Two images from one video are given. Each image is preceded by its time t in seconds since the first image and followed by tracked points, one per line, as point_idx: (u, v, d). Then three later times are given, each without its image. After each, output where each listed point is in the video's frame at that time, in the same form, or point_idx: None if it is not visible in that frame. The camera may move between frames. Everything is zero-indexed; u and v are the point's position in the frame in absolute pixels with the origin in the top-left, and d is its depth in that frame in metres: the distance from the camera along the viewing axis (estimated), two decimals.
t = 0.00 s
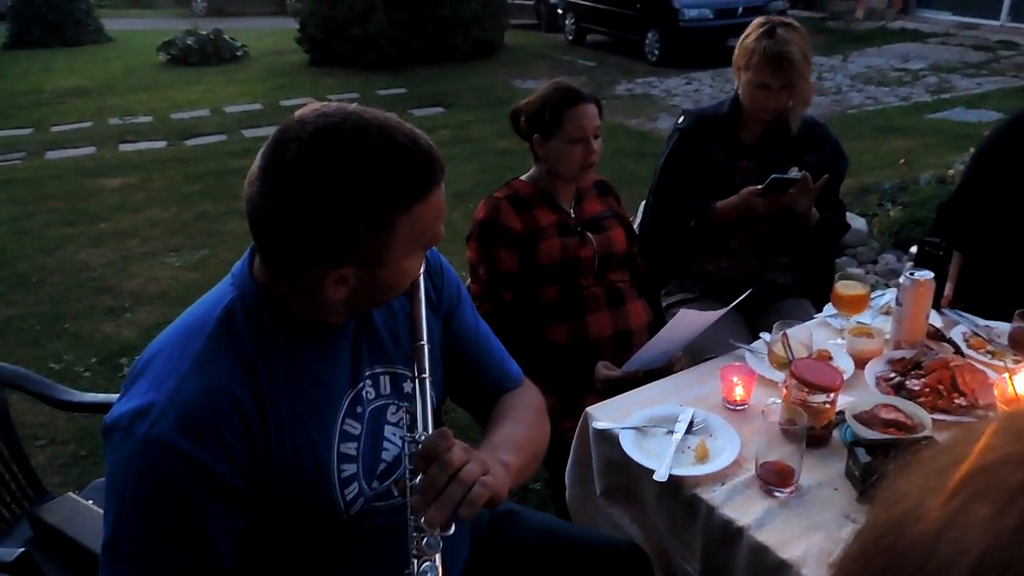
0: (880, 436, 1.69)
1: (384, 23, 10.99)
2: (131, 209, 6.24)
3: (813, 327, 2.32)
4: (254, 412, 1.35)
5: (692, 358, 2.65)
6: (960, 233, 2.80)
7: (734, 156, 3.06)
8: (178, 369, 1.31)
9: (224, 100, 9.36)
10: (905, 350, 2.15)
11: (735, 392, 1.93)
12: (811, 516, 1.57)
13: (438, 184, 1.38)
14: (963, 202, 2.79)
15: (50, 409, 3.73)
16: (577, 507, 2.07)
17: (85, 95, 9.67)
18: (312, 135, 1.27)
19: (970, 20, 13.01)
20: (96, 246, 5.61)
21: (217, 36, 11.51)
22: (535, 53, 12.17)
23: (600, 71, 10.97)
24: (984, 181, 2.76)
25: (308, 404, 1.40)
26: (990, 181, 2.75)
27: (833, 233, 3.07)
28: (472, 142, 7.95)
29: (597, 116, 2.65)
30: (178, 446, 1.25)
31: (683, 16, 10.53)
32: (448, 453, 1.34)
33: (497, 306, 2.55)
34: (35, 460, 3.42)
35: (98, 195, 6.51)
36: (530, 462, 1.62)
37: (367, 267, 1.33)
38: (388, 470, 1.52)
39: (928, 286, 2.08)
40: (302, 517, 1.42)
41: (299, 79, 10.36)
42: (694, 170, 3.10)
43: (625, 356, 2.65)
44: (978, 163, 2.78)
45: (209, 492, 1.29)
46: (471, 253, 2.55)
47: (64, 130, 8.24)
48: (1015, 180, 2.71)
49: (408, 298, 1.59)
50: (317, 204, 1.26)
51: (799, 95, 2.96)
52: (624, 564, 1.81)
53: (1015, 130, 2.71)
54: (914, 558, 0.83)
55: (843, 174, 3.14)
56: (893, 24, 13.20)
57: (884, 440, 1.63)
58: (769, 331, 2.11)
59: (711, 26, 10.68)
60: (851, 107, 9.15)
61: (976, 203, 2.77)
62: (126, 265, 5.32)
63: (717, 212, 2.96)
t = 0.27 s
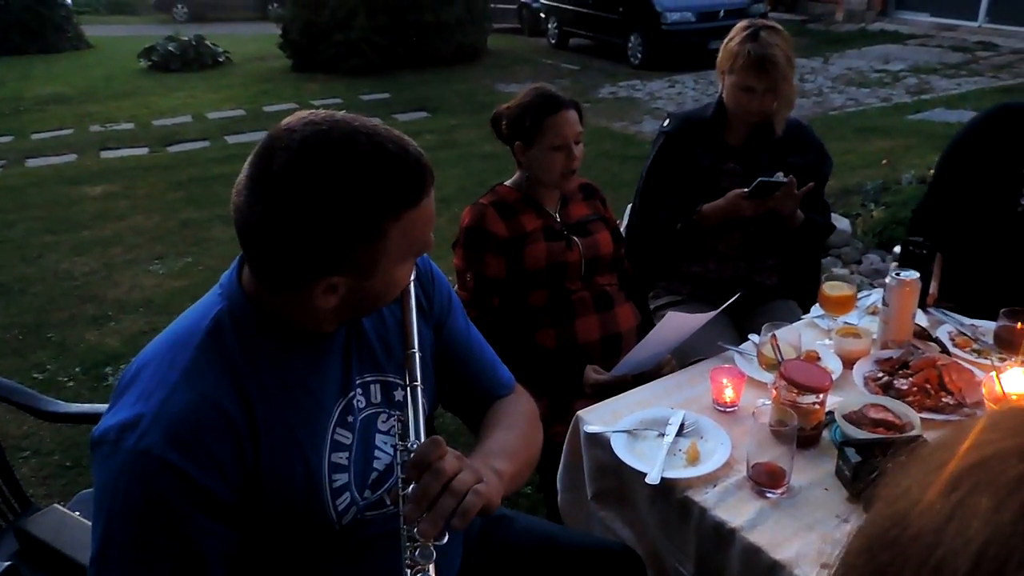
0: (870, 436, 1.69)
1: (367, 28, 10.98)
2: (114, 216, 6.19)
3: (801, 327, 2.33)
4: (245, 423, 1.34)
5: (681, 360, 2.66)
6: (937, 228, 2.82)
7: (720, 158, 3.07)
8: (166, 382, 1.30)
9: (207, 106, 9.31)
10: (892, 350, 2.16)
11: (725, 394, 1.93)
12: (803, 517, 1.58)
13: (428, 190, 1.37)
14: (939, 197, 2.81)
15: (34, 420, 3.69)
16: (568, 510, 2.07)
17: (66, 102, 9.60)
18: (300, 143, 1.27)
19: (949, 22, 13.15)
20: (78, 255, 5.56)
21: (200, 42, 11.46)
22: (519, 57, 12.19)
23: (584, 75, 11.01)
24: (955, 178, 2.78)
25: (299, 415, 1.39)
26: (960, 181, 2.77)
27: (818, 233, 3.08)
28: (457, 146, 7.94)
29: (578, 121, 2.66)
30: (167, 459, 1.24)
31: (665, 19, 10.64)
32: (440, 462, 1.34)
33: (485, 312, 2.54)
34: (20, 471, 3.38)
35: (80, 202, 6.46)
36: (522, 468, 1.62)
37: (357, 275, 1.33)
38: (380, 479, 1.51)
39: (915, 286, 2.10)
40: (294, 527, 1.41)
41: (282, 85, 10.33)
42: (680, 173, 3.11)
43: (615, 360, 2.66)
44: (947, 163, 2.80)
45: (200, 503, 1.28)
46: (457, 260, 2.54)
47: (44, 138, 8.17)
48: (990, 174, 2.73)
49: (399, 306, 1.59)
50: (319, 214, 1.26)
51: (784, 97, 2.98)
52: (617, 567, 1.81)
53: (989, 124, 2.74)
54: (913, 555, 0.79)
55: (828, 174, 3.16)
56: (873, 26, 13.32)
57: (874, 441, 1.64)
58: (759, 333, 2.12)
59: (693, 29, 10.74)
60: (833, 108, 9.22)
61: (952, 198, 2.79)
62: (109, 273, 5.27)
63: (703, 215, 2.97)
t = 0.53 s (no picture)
0: (879, 426, 1.69)
1: (370, 19, 10.95)
2: (118, 208, 6.20)
3: (809, 318, 2.33)
4: (255, 413, 1.34)
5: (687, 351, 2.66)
6: (941, 216, 2.81)
7: (726, 147, 3.06)
8: (176, 371, 1.30)
9: (210, 97, 9.30)
10: (900, 340, 2.16)
11: (733, 384, 1.93)
12: (811, 507, 1.58)
13: (437, 179, 1.37)
14: (940, 184, 2.81)
15: (41, 411, 3.71)
16: (576, 500, 2.07)
17: (69, 93, 9.60)
18: (308, 133, 1.26)
19: (954, 10, 13.08)
20: (83, 246, 5.57)
21: (202, 33, 11.44)
22: (522, 48, 12.15)
23: (587, 65, 10.97)
24: (955, 165, 2.80)
25: (309, 404, 1.40)
26: (956, 167, 2.78)
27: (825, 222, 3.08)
28: (461, 137, 7.93)
29: (580, 111, 2.64)
30: (178, 449, 1.25)
31: (669, 8, 10.60)
32: (451, 451, 1.34)
33: (491, 302, 2.55)
34: (28, 462, 3.40)
35: (84, 194, 6.46)
36: (532, 458, 1.63)
37: (367, 265, 1.33)
38: (390, 469, 1.52)
39: (923, 276, 2.09)
40: (305, 517, 1.42)
41: (285, 76, 10.31)
42: (687, 162, 3.10)
43: (621, 350, 2.66)
44: (946, 149, 2.81)
45: (211, 493, 1.29)
46: (463, 250, 2.54)
47: (48, 129, 8.17)
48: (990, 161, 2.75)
49: (408, 296, 1.59)
50: (328, 204, 1.26)
51: (791, 86, 2.97)
52: (626, 556, 1.81)
53: (988, 110, 2.76)
54: (929, 545, 0.78)
55: (835, 164, 3.15)
56: (878, 15, 13.26)
57: (882, 430, 1.64)
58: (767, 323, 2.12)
59: (697, 19, 10.74)
60: (838, 98, 9.18)
61: (954, 184, 2.80)
62: (114, 265, 5.28)
63: (711, 204, 2.97)
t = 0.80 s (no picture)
0: (877, 425, 1.70)
1: (366, 17, 10.93)
2: (114, 206, 6.18)
3: (806, 317, 2.33)
4: (258, 412, 1.34)
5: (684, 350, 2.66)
6: (939, 215, 2.81)
7: (724, 147, 3.06)
8: (179, 371, 1.30)
9: (206, 96, 9.28)
10: (897, 339, 2.16)
11: (731, 384, 1.93)
12: (810, 506, 1.58)
13: (441, 178, 1.37)
14: (938, 182, 2.80)
15: (36, 411, 3.69)
16: (574, 500, 2.07)
17: (64, 92, 9.56)
18: (313, 132, 1.26)
19: (950, 10, 13.09)
20: (78, 245, 5.55)
21: (198, 31, 11.41)
22: (519, 47, 12.13)
23: (584, 64, 10.96)
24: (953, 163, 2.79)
25: (312, 404, 1.39)
26: (955, 164, 2.78)
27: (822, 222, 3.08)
28: (457, 136, 7.92)
29: (579, 109, 2.64)
30: (182, 448, 1.24)
31: (666, 7, 10.57)
32: (455, 449, 1.34)
33: (490, 301, 2.54)
34: (23, 462, 3.39)
35: (80, 193, 6.45)
36: (531, 456, 1.63)
37: (371, 265, 1.33)
38: (390, 468, 1.52)
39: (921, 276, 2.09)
40: (307, 516, 1.41)
41: (281, 75, 10.28)
42: (684, 161, 3.10)
43: (619, 350, 2.66)
44: (944, 148, 2.81)
45: (214, 492, 1.28)
46: (461, 249, 2.54)
47: (43, 128, 8.14)
48: (988, 160, 2.76)
49: (408, 296, 1.58)
50: (332, 204, 1.26)
51: (789, 86, 2.98)
52: (624, 555, 1.81)
53: (986, 109, 2.77)
54: (926, 543, 0.79)
55: (832, 164, 3.15)
56: (874, 15, 13.26)
57: (881, 429, 1.64)
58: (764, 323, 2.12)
59: (694, 18, 10.72)
60: (834, 97, 9.19)
61: (952, 182, 2.79)
62: (109, 264, 5.27)
63: (708, 204, 2.97)
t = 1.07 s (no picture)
0: (871, 427, 1.70)
1: (359, 19, 10.91)
2: (106, 208, 6.16)
3: (800, 320, 2.33)
4: (260, 411, 1.34)
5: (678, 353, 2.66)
6: (936, 218, 2.82)
7: (718, 149, 3.07)
8: (180, 369, 1.29)
9: (198, 97, 9.26)
10: (891, 342, 2.17)
11: (725, 386, 1.93)
12: (806, 508, 1.58)
13: (441, 181, 1.37)
14: (938, 187, 2.81)
15: (28, 413, 3.68)
16: (569, 502, 2.07)
17: (56, 92, 9.53)
18: (316, 132, 1.26)
19: (942, 13, 13.14)
20: (70, 247, 5.52)
21: (190, 32, 11.38)
22: (513, 48, 12.13)
23: (577, 66, 10.96)
24: (953, 168, 2.79)
25: (313, 402, 1.39)
26: (955, 170, 2.79)
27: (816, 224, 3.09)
28: (451, 138, 7.92)
29: (575, 111, 2.65)
30: (186, 446, 1.24)
31: (659, 10, 10.59)
32: (458, 444, 1.35)
33: (485, 303, 2.54)
34: (15, 464, 3.37)
35: (71, 194, 6.42)
36: (530, 455, 1.63)
37: (373, 265, 1.33)
38: (390, 465, 1.52)
39: (914, 279, 2.10)
40: (307, 515, 1.41)
41: (274, 76, 10.26)
42: (679, 164, 3.10)
43: (615, 352, 2.66)
44: (945, 153, 2.81)
45: (217, 491, 1.28)
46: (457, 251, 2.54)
47: (35, 128, 8.11)
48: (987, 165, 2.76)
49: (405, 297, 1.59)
50: (336, 204, 1.25)
51: (784, 89, 2.98)
52: (620, 557, 1.81)
53: (985, 115, 2.77)
54: (926, 552, 0.82)
55: (826, 167, 3.16)
56: (866, 18, 13.30)
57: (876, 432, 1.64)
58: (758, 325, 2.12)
59: (687, 20, 10.74)
60: (827, 100, 9.21)
61: (950, 187, 2.80)
62: (101, 265, 5.25)
63: (703, 206, 2.97)
